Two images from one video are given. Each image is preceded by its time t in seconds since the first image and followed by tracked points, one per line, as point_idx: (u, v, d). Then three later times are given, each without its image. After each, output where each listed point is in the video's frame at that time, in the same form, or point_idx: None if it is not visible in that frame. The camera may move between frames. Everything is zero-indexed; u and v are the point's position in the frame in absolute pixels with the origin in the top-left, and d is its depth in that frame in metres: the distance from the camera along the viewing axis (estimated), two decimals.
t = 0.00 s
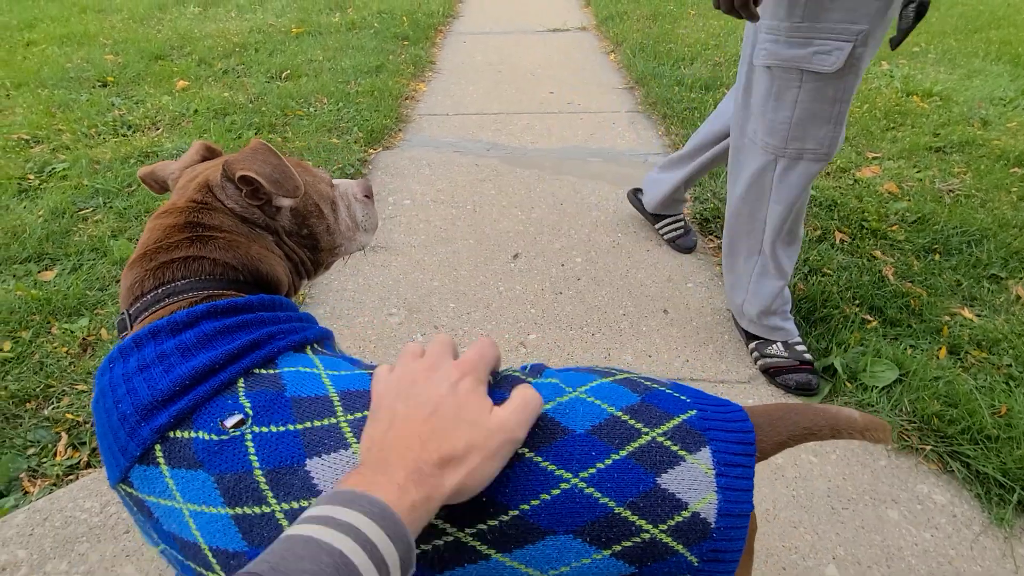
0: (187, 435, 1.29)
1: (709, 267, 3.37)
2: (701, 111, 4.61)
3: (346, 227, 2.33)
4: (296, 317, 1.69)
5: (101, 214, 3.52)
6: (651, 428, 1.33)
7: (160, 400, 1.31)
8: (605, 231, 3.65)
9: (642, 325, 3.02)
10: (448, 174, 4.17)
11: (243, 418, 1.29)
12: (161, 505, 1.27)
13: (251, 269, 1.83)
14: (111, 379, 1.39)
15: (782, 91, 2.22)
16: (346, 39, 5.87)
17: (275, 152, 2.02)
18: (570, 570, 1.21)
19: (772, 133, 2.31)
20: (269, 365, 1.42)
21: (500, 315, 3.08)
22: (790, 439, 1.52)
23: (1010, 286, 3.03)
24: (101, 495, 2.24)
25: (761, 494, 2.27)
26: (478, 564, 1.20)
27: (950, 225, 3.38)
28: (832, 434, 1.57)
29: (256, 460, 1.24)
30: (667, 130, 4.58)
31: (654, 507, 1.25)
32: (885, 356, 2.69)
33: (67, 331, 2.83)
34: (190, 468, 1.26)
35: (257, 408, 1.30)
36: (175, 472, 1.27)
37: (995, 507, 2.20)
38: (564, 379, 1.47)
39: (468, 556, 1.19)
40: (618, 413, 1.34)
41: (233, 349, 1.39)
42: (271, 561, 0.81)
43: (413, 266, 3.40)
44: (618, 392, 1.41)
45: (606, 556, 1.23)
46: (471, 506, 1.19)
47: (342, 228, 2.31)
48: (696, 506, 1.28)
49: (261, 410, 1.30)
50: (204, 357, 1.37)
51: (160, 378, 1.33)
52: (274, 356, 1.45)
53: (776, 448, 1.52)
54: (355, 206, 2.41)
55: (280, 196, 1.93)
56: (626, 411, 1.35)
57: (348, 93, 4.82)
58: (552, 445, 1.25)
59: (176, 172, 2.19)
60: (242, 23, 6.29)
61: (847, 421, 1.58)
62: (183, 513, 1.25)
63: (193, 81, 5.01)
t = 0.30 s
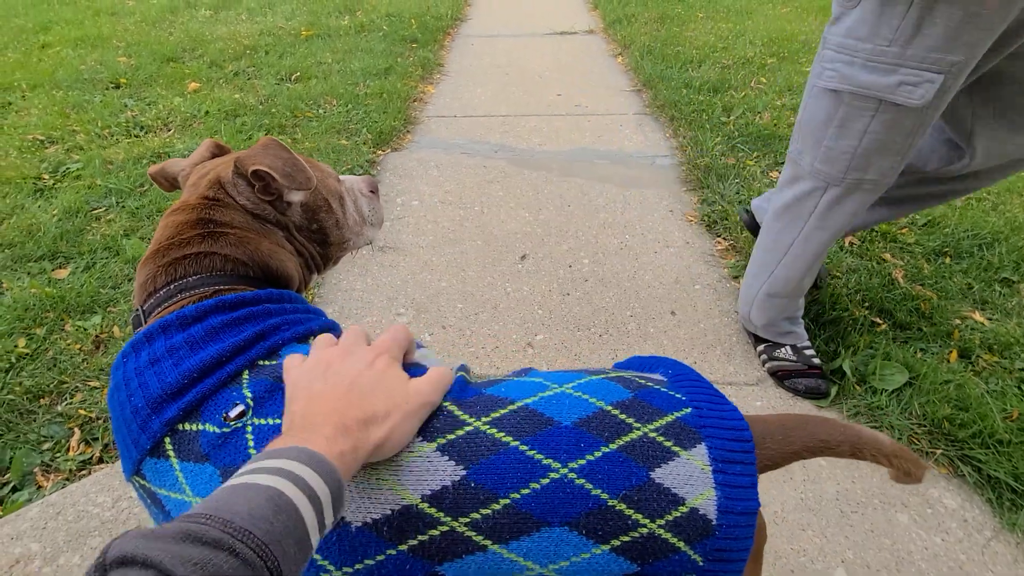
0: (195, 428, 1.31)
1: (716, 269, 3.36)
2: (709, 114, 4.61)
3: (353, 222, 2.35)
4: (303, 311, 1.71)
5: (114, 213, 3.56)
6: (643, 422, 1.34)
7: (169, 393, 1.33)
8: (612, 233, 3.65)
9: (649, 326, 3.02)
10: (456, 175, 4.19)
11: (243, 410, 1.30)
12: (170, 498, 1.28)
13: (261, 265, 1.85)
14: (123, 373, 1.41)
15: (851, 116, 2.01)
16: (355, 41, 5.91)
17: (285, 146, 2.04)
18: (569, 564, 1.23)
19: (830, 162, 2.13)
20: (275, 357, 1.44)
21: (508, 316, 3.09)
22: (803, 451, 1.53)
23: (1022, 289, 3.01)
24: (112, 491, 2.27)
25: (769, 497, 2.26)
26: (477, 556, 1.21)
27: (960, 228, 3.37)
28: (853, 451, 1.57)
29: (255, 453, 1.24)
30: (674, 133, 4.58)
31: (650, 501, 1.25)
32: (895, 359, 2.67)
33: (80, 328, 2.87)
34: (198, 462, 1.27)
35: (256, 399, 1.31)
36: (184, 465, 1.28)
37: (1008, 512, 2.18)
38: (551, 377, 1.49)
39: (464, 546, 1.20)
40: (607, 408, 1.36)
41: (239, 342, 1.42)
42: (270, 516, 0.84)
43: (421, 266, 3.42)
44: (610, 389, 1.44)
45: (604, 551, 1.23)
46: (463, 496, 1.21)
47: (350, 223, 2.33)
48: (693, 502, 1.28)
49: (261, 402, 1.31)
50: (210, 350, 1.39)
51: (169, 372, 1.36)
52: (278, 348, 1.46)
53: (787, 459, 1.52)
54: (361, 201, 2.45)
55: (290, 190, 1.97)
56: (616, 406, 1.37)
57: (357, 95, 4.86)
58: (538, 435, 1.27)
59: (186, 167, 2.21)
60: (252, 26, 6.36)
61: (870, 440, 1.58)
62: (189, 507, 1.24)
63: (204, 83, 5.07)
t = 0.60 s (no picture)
0: (201, 416, 1.28)
1: (721, 271, 3.34)
2: (714, 114, 4.58)
3: (348, 214, 2.34)
4: (308, 304, 1.70)
5: (119, 211, 3.58)
6: (649, 415, 1.33)
7: (176, 380, 1.32)
8: (616, 234, 3.63)
9: (653, 327, 3.00)
10: (460, 175, 4.18)
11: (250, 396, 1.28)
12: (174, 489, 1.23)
13: (265, 256, 1.84)
14: (131, 364, 1.41)
15: (928, 138, 1.93)
16: (360, 41, 5.92)
17: (283, 134, 2.03)
18: (573, 556, 1.21)
19: (900, 183, 2.03)
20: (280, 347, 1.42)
21: (511, 316, 3.08)
22: (813, 450, 1.50)
23: None
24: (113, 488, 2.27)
25: (773, 501, 2.23)
26: (480, 547, 1.20)
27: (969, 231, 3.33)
28: (870, 456, 1.51)
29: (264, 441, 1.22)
30: (679, 133, 4.55)
31: (654, 492, 1.24)
32: (902, 363, 2.64)
33: (83, 325, 2.88)
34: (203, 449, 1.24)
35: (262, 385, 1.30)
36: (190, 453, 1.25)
37: (1016, 519, 2.14)
38: (555, 372, 1.51)
39: (468, 536, 1.20)
40: (612, 399, 1.36)
41: (244, 330, 1.41)
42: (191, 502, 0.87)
43: (424, 266, 3.41)
44: (615, 382, 1.43)
45: (609, 543, 1.21)
46: (466, 485, 1.21)
47: (345, 216, 2.32)
48: (700, 496, 1.27)
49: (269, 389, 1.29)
50: (217, 338, 1.39)
51: (177, 360, 1.36)
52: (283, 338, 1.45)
53: (796, 459, 1.49)
54: (351, 194, 2.44)
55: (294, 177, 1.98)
56: (621, 398, 1.36)
57: (362, 95, 4.86)
58: (538, 425, 1.27)
59: (178, 160, 2.19)
60: (258, 25, 6.37)
61: (891, 445, 1.51)
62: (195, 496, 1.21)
63: (210, 82, 5.08)
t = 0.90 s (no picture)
0: (216, 410, 1.30)
1: (723, 274, 3.33)
2: (719, 117, 4.58)
3: (341, 210, 2.37)
4: (314, 298, 1.71)
5: (124, 207, 3.59)
6: (654, 403, 1.35)
7: (188, 375, 1.33)
8: (619, 236, 3.63)
9: (655, 330, 3.00)
10: (464, 175, 4.19)
11: (259, 388, 1.31)
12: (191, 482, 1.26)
13: (267, 251, 1.85)
14: (140, 360, 1.41)
15: None
16: (366, 40, 5.94)
17: (283, 131, 2.07)
18: (582, 537, 1.21)
19: None
20: (292, 341, 1.44)
21: (513, 317, 3.08)
22: (815, 438, 1.50)
23: None
24: (114, 483, 2.27)
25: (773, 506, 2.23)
26: (493, 529, 1.20)
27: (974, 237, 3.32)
28: (868, 442, 1.54)
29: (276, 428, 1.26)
30: (684, 136, 4.54)
31: (661, 475, 1.25)
32: (905, 369, 2.62)
33: (87, 321, 2.89)
34: (219, 443, 1.27)
35: (272, 376, 1.33)
36: (206, 447, 1.27)
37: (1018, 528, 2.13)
38: (563, 360, 1.53)
39: (482, 518, 1.20)
40: (619, 387, 1.38)
41: (257, 325, 1.42)
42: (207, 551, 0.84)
43: (427, 265, 3.41)
44: (621, 371, 1.45)
45: (617, 525, 1.22)
46: (479, 470, 1.22)
47: (339, 211, 2.34)
48: (703, 479, 1.28)
49: (274, 379, 1.33)
50: (230, 334, 1.39)
51: (189, 356, 1.36)
52: (294, 333, 1.47)
53: (796, 447, 1.50)
54: (343, 189, 2.47)
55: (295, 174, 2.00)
56: (628, 386, 1.38)
57: (367, 94, 4.88)
58: (548, 412, 1.29)
59: (172, 156, 2.20)
60: (265, 24, 6.40)
61: (886, 431, 1.54)
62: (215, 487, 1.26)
63: (216, 80, 5.10)
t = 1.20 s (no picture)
0: (241, 404, 1.31)
1: (726, 276, 3.33)
2: (722, 119, 4.58)
3: (339, 210, 2.39)
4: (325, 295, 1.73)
5: (129, 208, 3.62)
6: (690, 397, 1.33)
7: (213, 371, 1.33)
8: (621, 237, 3.64)
9: (658, 331, 3.00)
10: (467, 176, 4.21)
11: (293, 384, 1.31)
12: (218, 473, 1.29)
13: (274, 250, 1.87)
14: (159, 357, 1.40)
15: None
16: (370, 42, 5.96)
17: (284, 133, 2.08)
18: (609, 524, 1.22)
19: None
20: (311, 338, 1.46)
21: (515, 318, 3.09)
22: (819, 423, 1.51)
23: None
24: (120, 483, 2.29)
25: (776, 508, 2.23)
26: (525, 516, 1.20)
27: (978, 239, 3.31)
28: (863, 424, 1.56)
29: (311, 420, 1.26)
30: (687, 137, 4.55)
31: (693, 467, 1.25)
32: (908, 371, 2.63)
33: (93, 321, 2.91)
34: (247, 435, 1.28)
35: (305, 374, 1.33)
36: (232, 439, 1.28)
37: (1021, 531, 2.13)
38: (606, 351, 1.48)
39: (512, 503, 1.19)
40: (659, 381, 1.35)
41: (278, 323, 1.43)
42: None
43: (430, 267, 3.42)
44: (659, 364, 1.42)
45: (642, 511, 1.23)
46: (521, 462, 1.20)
47: (338, 212, 2.36)
48: (730, 471, 1.28)
49: (309, 375, 1.33)
50: (251, 331, 1.40)
51: (211, 352, 1.36)
52: (313, 331, 1.48)
53: (801, 433, 1.50)
54: (341, 190, 2.49)
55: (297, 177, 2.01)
56: (667, 381, 1.35)
57: (370, 96, 4.89)
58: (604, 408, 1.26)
59: (170, 160, 2.21)
60: (269, 26, 6.43)
61: (879, 413, 1.57)
62: (241, 476, 1.27)
63: (221, 81, 5.13)
